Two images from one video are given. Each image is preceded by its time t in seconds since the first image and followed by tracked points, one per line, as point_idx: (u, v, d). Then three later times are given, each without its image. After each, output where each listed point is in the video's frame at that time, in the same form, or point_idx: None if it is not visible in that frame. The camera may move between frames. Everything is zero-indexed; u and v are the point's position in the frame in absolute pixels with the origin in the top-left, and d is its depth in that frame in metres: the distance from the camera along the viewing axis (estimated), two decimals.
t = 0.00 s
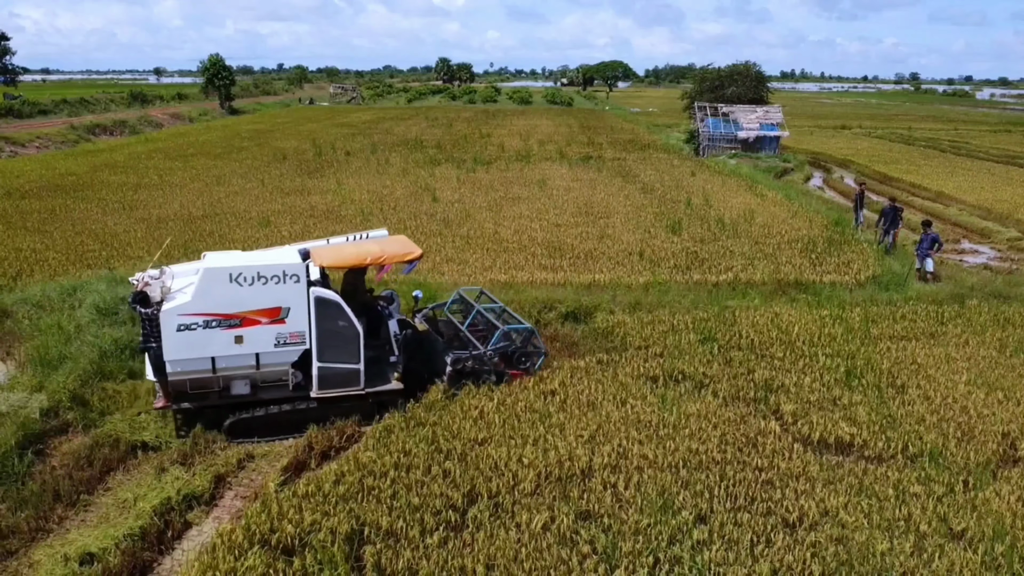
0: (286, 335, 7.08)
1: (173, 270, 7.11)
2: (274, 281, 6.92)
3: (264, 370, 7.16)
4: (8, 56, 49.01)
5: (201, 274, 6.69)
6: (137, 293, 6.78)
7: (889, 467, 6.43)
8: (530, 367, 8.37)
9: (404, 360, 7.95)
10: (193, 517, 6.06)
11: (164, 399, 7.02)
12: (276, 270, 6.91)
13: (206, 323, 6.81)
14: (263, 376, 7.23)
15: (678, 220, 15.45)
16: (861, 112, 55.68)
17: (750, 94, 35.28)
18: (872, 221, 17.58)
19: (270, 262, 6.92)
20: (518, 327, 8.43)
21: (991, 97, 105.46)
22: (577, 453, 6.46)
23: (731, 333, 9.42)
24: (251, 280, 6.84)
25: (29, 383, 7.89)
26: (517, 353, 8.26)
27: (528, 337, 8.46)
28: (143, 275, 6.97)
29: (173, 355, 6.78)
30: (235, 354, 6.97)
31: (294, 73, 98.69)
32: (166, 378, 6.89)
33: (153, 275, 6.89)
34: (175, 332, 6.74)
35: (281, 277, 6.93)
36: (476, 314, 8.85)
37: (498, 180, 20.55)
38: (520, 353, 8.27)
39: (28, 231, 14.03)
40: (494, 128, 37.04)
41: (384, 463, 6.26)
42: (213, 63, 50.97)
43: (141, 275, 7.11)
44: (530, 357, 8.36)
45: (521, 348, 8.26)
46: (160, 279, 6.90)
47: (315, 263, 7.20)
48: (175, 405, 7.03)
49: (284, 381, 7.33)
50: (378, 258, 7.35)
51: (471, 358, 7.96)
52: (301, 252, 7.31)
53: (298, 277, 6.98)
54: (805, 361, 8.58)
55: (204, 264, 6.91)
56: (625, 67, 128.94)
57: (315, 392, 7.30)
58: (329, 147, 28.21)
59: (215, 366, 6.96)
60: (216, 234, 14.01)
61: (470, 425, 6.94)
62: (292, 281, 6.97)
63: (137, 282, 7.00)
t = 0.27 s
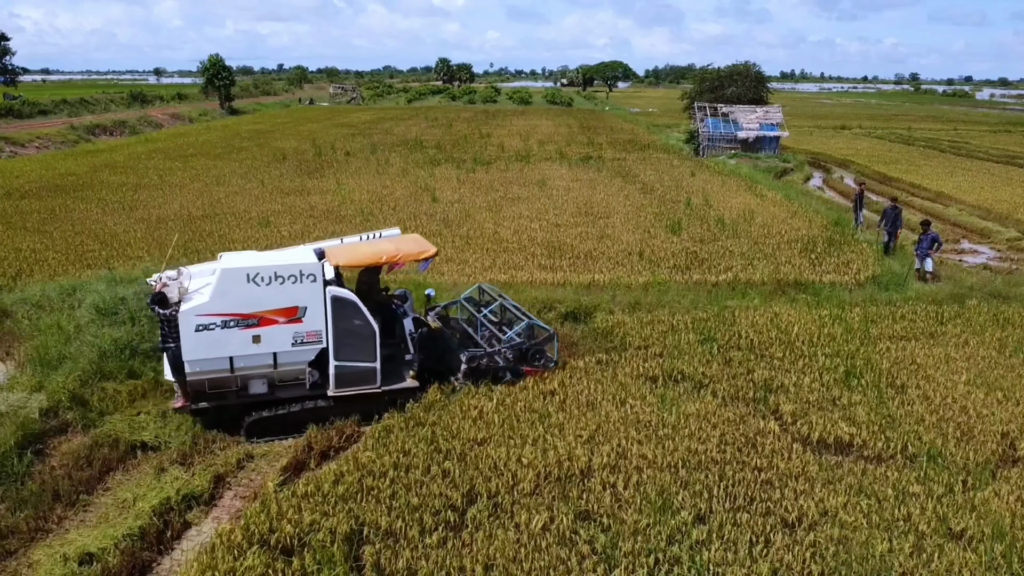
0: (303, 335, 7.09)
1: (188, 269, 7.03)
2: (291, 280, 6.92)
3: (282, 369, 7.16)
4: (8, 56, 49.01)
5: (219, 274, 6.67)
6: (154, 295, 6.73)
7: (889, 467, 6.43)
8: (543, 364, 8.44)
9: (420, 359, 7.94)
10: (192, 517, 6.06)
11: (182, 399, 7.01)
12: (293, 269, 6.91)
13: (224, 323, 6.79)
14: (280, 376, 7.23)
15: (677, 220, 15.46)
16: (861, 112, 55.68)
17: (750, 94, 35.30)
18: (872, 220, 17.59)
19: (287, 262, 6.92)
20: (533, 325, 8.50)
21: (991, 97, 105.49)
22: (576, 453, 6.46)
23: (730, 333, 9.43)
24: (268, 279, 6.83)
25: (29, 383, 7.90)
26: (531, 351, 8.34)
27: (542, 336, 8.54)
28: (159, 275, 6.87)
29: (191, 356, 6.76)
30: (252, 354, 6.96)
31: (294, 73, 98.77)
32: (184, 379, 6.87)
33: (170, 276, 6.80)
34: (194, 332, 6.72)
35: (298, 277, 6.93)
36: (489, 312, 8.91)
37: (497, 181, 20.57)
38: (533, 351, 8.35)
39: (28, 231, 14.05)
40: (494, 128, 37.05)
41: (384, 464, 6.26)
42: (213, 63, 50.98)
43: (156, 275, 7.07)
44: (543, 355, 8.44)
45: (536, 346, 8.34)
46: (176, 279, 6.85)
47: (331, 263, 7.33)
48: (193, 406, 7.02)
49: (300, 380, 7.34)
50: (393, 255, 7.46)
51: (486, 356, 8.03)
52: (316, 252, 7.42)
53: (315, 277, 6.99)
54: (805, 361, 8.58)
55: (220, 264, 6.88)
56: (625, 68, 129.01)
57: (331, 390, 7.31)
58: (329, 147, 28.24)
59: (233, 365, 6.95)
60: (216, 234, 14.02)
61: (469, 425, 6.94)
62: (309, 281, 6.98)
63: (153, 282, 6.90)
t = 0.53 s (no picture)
0: (324, 333, 7.14)
1: (210, 268, 7.09)
2: (312, 279, 6.97)
3: (302, 367, 7.21)
4: (8, 57, 49.04)
5: (241, 273, 6.72)
6: (178, 294, 6.80)
7: (888, 468, 6.43)
8: (561, 363, 8.40)
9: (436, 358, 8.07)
10: (192, 517, 6.06)
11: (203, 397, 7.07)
12: (314, 268, 6.97)
13: (246, 322, 6.84)
14: (300, 374, 7.28)
15: (677, 220, 15.47)
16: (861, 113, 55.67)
17: (750, 94, 35.32)
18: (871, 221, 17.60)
19: (308, 260, 6.98)
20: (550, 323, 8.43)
21: (990, 97, 105.48)
22: (575, 453, 6.46)
23: (730, 334, 9.43)
24: (290, 278, 6.88)
25: (28, 383, 7.90)
26: (549, 348, 8.27)
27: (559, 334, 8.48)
28: (182, 275, 6.95)
29: (214, 354, 6.82)
30: (274, 353, 7.00)
31: (294, 73, 98.88)
32: (206, 377, 6.92)
33: (192, 275, 6.87)
34: (216, 330, 6.77)
35: (319, 275, 6.98)
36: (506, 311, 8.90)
37: (497, 181, 20.59)
38: (552, 349, 8.30)
39: (27, 231, 14.06)
40: (493, 128, 37.07)
41: (383, 464, 6.26)
42: (213, 64, 50.98)
43: (178, 275, 7.13)
44: (561, 353, 8.41)
45: (553, 343, 8.28)
46: (198, 279, 6.90)
47: (351, 262, 7.39)
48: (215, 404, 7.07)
49: (320, 379, 7.40)
50: (412, 256, 7.56)
51: (505, 354, 8.02)
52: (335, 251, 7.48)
53: (336, 275, 7.04)
54: (804, 362, 8.58)
55: (242, 263, 6.93)
56: (624, 68, 129.03)
57: (351, 388, 7.35)
58: (328, 147, 28.26)
59: (255, 364, 7.00)
60: (215, 234, 14.03)
61: (469, 425, 6.94)
62: (330, 280, 7.03)
63: (176, 281, 6.97)
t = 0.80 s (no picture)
0: (345, 332, 7.22)
1: (232, 269, 7.17)
2: (333, 279, 7.04)
3: (324, 366, 7.28)
4: (8, 57, 49.07)
5: (264, 273, 6.77)
6: (202, 295, 6.87)
7: (888, 468, 6.43)
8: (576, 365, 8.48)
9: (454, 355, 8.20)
10: (192, 517, 6.06)
11: (226, 397, 7.11)
12: (335, 267, 7.05)
13: (268, 321, 6.90)
14: (322, 373, 7.35)
15: (677, 220, 15.48)
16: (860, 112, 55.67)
17: (750, 94, 35.33)
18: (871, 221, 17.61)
19: (329, 260, 7.06)
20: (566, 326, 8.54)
21: (990, 97, 105.48)
22: (574, 453, 6.47)
23: (729, 334, 9.44)
24: (311, 278, 6.95)
25: (28, 384, 7.91)
26: (565, 351, 8.36)
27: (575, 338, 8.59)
28: (205, 276, 7.09)
29: (237, 354, 6.88)
30: (296, 352, 7.07)
31: (294, 73, 98.90)
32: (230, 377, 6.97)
33: (215, 275, 7.00)
34: (239, 330, 6.83)
35: (340, 275, 7.06)
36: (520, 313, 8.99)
37: (497, 181, 20.60)
38: (567, 351, 8.38)
39: (27, 231, 14.07)
40: (493, 128, 37.08)
41: (382, 464, 6.26)
42: (213, 64, 50.97)
43: (199, 276, 7.19)
44: (577, 355, 8.49)
45: (569, 346, 8.38)
46: (221, 279, 7.01)
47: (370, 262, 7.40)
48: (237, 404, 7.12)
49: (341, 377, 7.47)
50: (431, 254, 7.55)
51: (521, 355, 8.12)
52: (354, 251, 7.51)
53: (356, 274, 7.12)
54: (804, 362, 8.59)
55: (264, 263, 6.99)
56: (624, 68, 129.05)
57: (372, 386, 7.45)
58: (328, 147, 28.28)
59: (277, 363, 7.06)
60: (215, 234, 14.04)
61: (468, 425, 6.95)
62: (351, 279, 7.11)
63: (199, 282, 7.07)
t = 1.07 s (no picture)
0: (363, 331, 7.31)
1: (252, 269, 7.25)
2: (350, 278, 7.11)
3: (342, 364, 7.38)
4: (8, 57, 49.10)
5: (283, 274, 6.85)
6: (223, 295, 6.99)
7: (887, 468, 6.44)
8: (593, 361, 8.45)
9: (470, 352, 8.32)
10: (191, 517, 6.06)
11: (247, 395, 7.23)
12: (353, 267, 7.11)
13: (287, 321, 6.99)
14: (341, 371, 7.46)
15: (677, 220, 15.49)
16: (860, 112, 55.70)
17: (750, 95, 35.35)
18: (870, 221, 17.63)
19: (347, 260, 7.12)
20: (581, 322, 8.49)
21: (990, 97, 105.50)
22: (574, 454, 6.47)
23: (729, 334, 9.44)
24: (329, 277, 7.02)
25: (28, 384, 7.92)
26: (582, 347, 8.31)
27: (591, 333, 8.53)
28: (224, 275, 7.08)
29: (257, 353, 6.99)
30: (315, 351, 7.17)
31: (294, 72, 98.93)
32: (250, 376, 7.08)
33: (234, 276, 6.98)
34: (259, 330, 6.93)
35: (358, 274, 7.13)
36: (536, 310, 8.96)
37: (497, 181, 20.62)
38: (584, 348, 8.33)
39: (26, 231, 14.08)
40: (493, 128, 37.09)
41: (382, 464, 6.27)
42: (213, 64, 50.95)
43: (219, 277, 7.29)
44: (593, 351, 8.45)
45: (585, 341, 8.33)
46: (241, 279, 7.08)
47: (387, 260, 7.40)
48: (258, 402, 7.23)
49: (358, 375, 7.57)
50: (449, 251, 7.53)
51: (538, 352, 8.12)
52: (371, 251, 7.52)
53: (374, 274, 7.19)
54: (804, 362, 8.59)
55: (283, 263, 7.07)
56: (624, 68, 129.06)
57: (390, 384, 7.56)
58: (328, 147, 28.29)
59: (297, 362, 7.16)
60: (215, 234, 14.05)
61: (468, 426, 6.95)
62: (368, 278, 7.18)
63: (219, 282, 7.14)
